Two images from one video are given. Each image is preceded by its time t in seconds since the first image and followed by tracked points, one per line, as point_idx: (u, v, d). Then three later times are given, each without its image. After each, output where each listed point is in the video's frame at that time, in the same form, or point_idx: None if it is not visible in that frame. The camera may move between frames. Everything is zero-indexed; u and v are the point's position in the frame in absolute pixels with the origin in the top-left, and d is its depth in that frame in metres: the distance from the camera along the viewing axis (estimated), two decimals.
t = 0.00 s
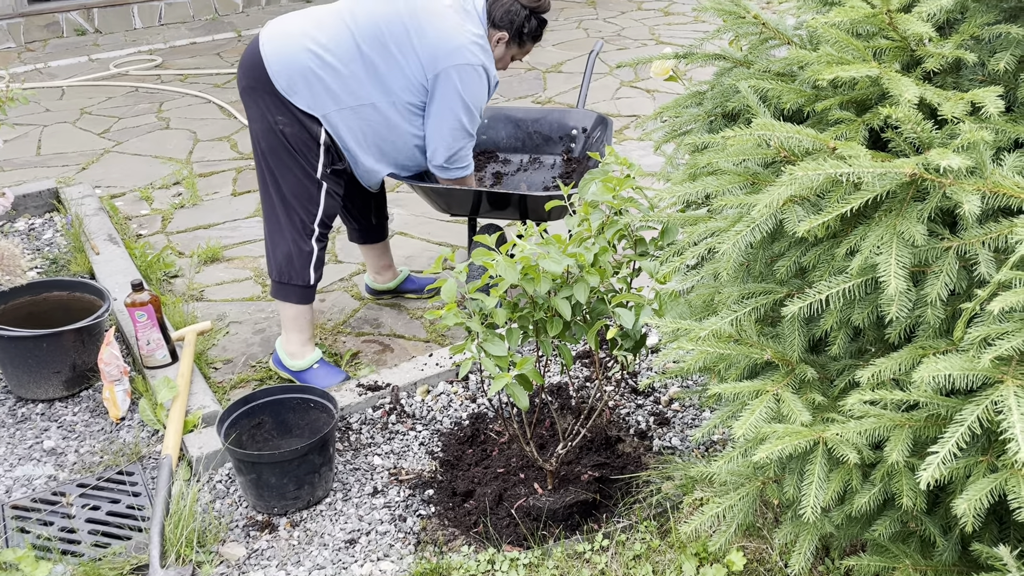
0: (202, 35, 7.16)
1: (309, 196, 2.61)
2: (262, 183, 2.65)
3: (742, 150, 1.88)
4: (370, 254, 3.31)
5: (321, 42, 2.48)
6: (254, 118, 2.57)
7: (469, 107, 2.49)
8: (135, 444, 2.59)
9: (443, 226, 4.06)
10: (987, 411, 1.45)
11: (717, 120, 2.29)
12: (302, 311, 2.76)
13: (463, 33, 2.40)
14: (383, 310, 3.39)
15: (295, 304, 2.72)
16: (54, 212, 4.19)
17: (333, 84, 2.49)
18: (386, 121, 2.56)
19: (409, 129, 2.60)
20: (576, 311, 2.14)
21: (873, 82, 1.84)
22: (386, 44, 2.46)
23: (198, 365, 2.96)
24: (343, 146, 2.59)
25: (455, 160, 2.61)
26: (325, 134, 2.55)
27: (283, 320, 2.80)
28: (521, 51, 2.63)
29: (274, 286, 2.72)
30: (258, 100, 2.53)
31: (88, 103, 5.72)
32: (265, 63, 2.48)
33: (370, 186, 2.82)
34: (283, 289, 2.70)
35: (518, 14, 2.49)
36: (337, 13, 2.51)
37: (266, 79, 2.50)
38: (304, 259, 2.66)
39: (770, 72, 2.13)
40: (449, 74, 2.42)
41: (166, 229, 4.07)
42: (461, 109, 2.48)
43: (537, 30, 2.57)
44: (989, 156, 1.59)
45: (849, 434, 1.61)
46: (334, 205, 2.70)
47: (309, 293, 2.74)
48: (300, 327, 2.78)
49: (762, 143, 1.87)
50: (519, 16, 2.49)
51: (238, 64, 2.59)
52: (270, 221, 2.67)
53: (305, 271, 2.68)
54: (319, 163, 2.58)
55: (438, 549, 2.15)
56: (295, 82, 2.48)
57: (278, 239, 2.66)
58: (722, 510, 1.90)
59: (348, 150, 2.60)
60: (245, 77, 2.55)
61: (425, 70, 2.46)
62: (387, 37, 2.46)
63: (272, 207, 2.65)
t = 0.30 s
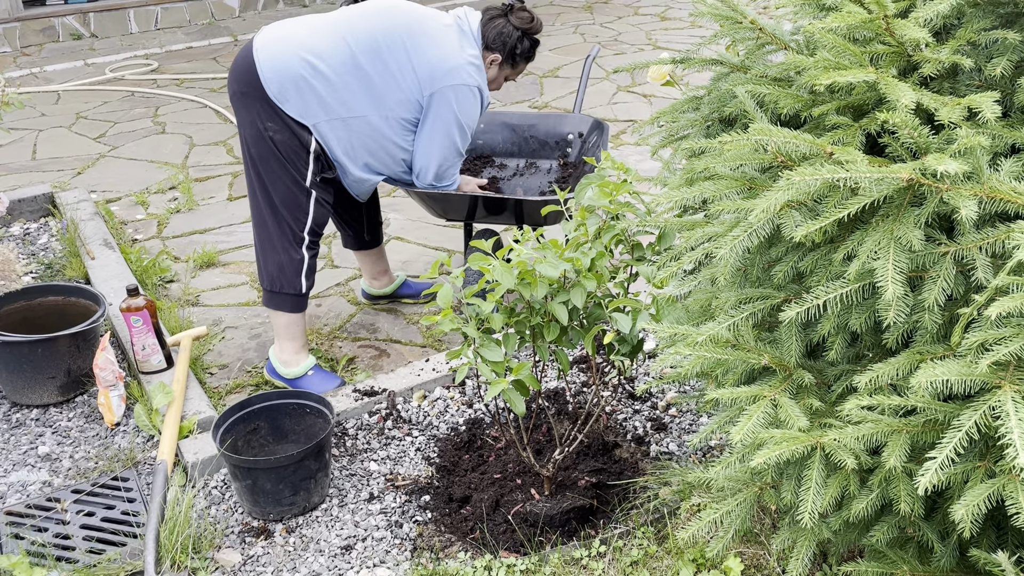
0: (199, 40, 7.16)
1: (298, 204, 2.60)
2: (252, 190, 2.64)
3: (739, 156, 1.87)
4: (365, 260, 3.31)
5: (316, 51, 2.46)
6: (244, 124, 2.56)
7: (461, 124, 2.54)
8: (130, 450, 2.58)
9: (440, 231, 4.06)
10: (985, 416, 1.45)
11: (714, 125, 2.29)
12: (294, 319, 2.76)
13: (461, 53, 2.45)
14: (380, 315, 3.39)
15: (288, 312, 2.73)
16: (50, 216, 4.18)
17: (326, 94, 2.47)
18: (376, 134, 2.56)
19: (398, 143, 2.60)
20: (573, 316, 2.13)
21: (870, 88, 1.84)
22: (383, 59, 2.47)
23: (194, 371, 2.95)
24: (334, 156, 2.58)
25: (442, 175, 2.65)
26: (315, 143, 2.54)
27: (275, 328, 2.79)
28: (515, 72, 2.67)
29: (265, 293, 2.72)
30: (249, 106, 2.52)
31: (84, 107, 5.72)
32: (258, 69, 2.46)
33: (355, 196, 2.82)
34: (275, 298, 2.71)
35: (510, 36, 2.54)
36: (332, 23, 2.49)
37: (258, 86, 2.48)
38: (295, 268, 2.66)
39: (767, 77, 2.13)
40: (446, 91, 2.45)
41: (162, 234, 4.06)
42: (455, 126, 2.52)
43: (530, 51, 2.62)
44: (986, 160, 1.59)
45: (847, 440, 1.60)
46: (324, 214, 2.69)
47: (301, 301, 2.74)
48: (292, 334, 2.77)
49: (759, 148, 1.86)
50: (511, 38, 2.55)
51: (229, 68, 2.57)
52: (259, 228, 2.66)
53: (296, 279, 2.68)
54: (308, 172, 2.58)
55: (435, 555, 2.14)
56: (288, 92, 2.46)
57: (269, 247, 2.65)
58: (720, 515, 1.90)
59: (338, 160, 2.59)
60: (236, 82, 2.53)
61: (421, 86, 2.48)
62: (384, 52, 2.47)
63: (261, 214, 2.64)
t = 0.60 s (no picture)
0: (197, 43, 7.16)
1: (293, 209, 2.60)
2: (248, 198, 2.65)
3: (737, 159, 1.89)
4: (363, 264, 3.31)
5: (299, 54, 2.47)
6: (236, 133, 2.57)
7: (451, 111, 2.49)
8: (127, 454, 2.57)
9: (438, 234, 4.06)
10: (983, 420, 1.45)
11: (712, 128, 2.30)
12: (293, 325, 2.76)
13: (441, 39, 2.41)
14: (377, 318, 3.38)
15: (287, 319, 2.73)
16: (47, 220, 4.17)
17: (313, 96, 2.48)
18: (366, 130, 2.54)
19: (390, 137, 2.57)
20: (572, 319, 2.13)
21: (867, 91, 1.84)
22: (366, 53, 2.45)
23: (191, 375, 2.94)
24: (327, 157, 2.57)
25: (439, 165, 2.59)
26: (305, 147, 2.54)
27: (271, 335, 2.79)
28: (502, 49, 2.53)
29: (264, 301, 2.71)
30: (239, 115, 2.54)
31: (81, 111, 5.71)
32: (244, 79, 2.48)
33: (354, 199, 2.80)
34: (274, 304, 2.70)
35: (488, 8, 2.44)
36: (315, 25, 2.50)
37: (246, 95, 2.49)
38: (294, 273, 2.66)
39: (765, 81, 2.13)
40: (430, 79, 2.41)
41: (159, 237, 4.06)
42: (444, 114, 2.47)
43: (514, 23, 2.48)
44: (983, 164, 1.59)
45: (845, 443, 1.60)
46: (320, 218, 2.69)
47: (299, 308, 2.74)
48: (289, 340, 2.77)
49: (756, 152, 1.87)
50: (490, 10, 2.44)
51: (220, 80, 2.60)
52: (258, 234, 2.67)
53: (294, 285, 2.68)
54: (301, 176, 2.57)
55: (433, 559, 2.13)
56: (275, 97, 2.47)
57: (266, 253, 2.65)
58: (718, 519, 1.90)
59: (334, 161, 2.58)
60: (226, 92, 2.55)
61: (405, 77, 2.45)
62: (366, 47, 2.45)
63: (258, 220, 2.65)
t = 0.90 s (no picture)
0: (194, 46, 7.16)
1: (295, 212, 2.60)
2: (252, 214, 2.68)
3: (733, 161, 1.89)
4: (363, 270, 3.31)
5: (265, 64, 2.51)
6: (233, 153, 2.62)
7: (413, 85, 2.36)
8: (124, 457, 2.57)
9: (436, 237, 4.06)
10: (979, 422, 1.45)
11: (709, 130, 2.30)
12: (304, 337, 2.73)
13: (388, 12, 2.30)
14: (375, 321, 3.38)
15: (298, 330, 2.69)
16: (44, 223, 4.17)
17: (287, 100, 2.50)
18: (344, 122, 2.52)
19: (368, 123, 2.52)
20: (569, 321, 2.13)
21: (864, 94, 1.85)
22: (320, 44, 2.43)
23: (189, 377, 2.94)
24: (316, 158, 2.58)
25: (418, 142, 2.48)
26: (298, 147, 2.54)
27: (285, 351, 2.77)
28: None
29: (275, 314, 2.68)
30: (231, 136, 2.60)
31: (79, 114, 5.72)
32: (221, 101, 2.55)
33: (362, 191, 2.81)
34: (285, 317, 2.67)
35: None
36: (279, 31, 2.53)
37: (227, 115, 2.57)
38: (302, 282, 2.63)
39: (762, 83, 2.14)
40: (382, 57, 2.32)
41: (157, 240, 4.06)
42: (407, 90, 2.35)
43: None
44: (980, 166, 1.59)
45: (842, 445, 1.60)
46: (325, 217, 2.67)
47: (312, 318, 2.71)
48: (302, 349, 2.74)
49: (753, 154, 1.88)
50: None
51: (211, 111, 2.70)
52: (265, 248, 2.68)
53: (303, 294, 2.65)
54: (300, 177, 2.57)
55: (430, 562, 2.13)
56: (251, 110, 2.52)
57: (274, 266, 2.64)
58: (715, 521, 1.90)
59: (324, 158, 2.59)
60: (216, 120, 2.64)
61: (358, 59, 2.38)
62: (322, 38, 2.43)
63: (263, 234, 2.67)
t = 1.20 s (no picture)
0: (192, 48, 7.17)
1: (271, 240, 2.56)
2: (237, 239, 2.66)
3: (731, 162, 1.89)
4: (356, 277, 3.31)
5: (222, 85, 2.42)
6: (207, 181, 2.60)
7: (346, 112, 2.16)
8: (122, 459, 2.57)
9: (434, 238, 4.06)
10: (976, 422, 1.45)
11: (706, 131, 2.30)
12: (305, 356, 2.75)
13: (323, 32, 2.12)
14: (373, 322, 3.38)
15: (296, 350, 2.70)
16: (42, 224, 4.17)
17: (238, 123, 2.41)
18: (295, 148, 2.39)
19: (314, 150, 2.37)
20: (567, 322, 2.13)
21: (861, 94, 1.85)
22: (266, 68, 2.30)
23: (187, 379, 2.94)
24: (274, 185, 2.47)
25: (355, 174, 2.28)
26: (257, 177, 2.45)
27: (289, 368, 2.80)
28: (412, 17, 2.07)
29: (273, 337, 2.69)
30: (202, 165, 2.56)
31: (76, 116, 5.72)
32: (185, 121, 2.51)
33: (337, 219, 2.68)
34: (282, 339, 2.68)
35: None
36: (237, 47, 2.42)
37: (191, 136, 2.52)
38: (293, 306, 2.62)
39: (759, 84, 2.14)
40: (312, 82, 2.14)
41: (155, 241, 4.06)
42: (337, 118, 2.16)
43: None
44: (977, 167, 1.59)
45: (840, 445, 1.60)
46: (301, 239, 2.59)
47: (308, 339, 2.71)
48: (307, 365, 2.77)
49: (750, 155, 1.88)
50: None
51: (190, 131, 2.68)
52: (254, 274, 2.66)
53: (298, 319, 2.64)
54: (267, 206, 2.50)
55: (428, 564, 2.13)
56: (208, 133, 2.46)
57: (265, 292, 2.63)
58: (713, 522, 1.90)
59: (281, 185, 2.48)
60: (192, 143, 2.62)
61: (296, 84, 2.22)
62: (267, 57, 2.29)
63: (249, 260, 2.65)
